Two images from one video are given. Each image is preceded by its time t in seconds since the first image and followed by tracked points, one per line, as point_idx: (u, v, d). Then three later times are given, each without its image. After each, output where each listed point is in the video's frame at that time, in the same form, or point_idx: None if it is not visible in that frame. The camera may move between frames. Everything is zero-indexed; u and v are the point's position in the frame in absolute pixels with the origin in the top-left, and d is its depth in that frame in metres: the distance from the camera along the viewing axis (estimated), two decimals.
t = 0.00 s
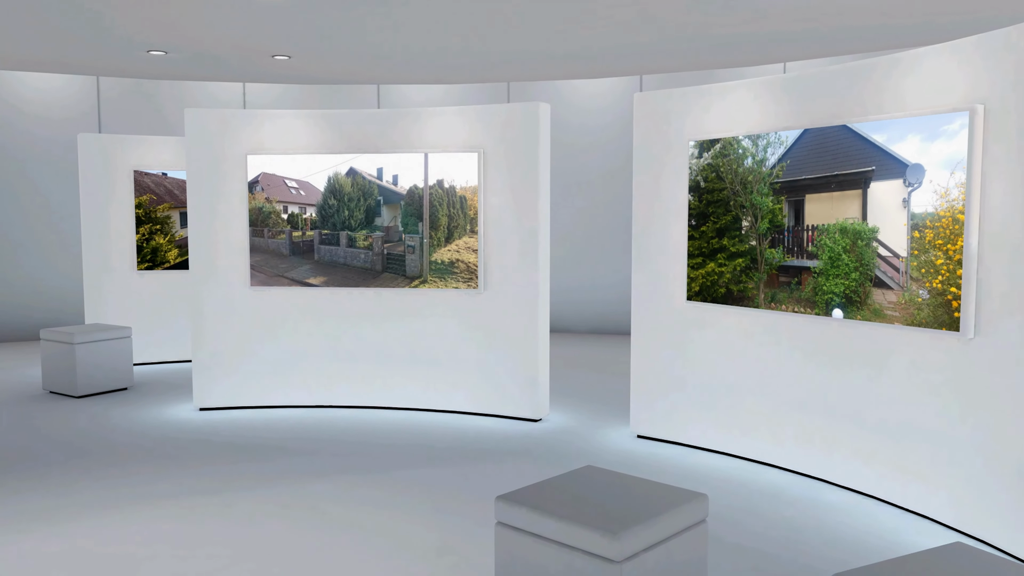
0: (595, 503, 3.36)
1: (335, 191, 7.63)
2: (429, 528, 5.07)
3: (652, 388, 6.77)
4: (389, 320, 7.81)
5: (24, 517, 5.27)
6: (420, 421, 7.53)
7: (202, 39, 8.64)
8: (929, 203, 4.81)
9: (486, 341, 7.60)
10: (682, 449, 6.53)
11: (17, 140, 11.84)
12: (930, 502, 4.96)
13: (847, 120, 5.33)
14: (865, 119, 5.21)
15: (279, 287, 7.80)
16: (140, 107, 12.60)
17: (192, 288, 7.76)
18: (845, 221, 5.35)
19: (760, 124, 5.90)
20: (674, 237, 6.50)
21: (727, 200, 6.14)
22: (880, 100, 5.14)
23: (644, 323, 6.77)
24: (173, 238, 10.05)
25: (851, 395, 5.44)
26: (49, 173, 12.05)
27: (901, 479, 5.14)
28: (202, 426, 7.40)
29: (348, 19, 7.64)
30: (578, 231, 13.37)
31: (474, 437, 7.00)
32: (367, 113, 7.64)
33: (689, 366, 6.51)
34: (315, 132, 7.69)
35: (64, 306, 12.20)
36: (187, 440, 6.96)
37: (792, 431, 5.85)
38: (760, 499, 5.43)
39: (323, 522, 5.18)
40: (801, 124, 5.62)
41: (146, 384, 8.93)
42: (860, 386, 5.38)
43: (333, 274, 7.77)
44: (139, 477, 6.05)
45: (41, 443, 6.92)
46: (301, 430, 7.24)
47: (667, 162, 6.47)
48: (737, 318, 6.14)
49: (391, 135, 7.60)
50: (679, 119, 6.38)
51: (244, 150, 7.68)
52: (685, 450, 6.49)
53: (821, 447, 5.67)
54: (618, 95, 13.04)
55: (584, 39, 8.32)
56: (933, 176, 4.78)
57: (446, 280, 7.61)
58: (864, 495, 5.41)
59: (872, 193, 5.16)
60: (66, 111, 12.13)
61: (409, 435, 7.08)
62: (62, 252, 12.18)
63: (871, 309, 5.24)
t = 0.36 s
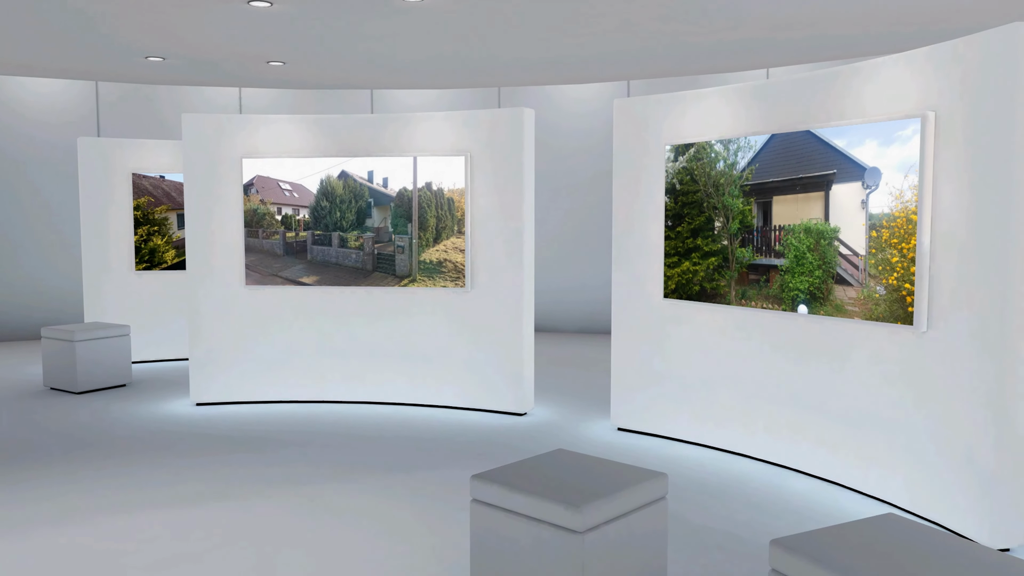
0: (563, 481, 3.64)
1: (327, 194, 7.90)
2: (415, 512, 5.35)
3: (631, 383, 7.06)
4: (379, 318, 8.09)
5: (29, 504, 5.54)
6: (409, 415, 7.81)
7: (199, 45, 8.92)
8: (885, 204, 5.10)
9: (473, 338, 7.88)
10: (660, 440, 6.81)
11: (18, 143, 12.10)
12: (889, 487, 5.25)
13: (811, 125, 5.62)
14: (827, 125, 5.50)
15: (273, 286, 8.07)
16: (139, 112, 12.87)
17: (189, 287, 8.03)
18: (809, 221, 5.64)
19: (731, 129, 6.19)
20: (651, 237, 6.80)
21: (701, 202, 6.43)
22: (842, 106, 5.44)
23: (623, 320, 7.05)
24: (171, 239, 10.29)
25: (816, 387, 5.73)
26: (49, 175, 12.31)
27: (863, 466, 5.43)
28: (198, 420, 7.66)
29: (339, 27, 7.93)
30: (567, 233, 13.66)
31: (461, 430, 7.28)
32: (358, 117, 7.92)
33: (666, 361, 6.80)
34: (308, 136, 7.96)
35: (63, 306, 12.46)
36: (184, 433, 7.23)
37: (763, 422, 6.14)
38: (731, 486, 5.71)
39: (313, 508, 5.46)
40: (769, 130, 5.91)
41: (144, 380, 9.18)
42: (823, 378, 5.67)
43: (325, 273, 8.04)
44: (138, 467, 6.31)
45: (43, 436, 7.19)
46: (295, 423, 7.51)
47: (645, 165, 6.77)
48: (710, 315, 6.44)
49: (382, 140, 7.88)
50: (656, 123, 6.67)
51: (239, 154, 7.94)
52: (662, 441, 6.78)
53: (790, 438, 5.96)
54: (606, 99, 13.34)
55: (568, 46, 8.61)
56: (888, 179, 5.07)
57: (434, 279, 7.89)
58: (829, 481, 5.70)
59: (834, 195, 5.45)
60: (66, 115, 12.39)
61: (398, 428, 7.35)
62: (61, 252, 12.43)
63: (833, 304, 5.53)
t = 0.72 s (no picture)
0: (543, 457, 4.00)
1: (323, 196, 8.23)
2: (408, 495, 5.68)
3: (614, 376, 7.42)
4: (373, 316, 8.42)
5: (42, 489, 5.86)
6: (402, 408, 8.14)
7: (199, 53, 9.25)
8: (846, 206, 5.48)
9: (463, 334, 8.22)
10: (640, 431, 7.17)
11: (19, 148, 12.40)
12: (851, 470, 5.61)
13: (779, 132, 5.99)
14: (794, 132, 5.87)
15: (270, 285, 8.39)
16: (137, 117, 13.19)
17: (190, 286, 8.35)
18: (778, 222, 6.01)
19: (706, 136, 6.56)
20: (632, 238, 7.16)
21: (678, 204, 6.79)
22: (808, 114, 5.82)
23: (606, 316, 7.42)
24: (170, 240, 10.57)
25: (785, 377, 6.10)
26: (49, 179, 12.61)
27: (827, 452, 5.80)
28: (199, 413, 7.98)
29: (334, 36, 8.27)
30: (556, 235, 14.02)
31: (451, 422, 7.62)
32: (353, 123, 8.25)
33: (646, 355, 7.16)
34: (304, 141, 8.29)
35: (63, 307, 12.74)
36: (186, 425, 7.54)
37: (736, 412, 6.51)
38: (705, 471, 6.07)
39: (311, 492, 5.79)
40: (741, 136, 6.28)
41: (144, 377, 9.48)
42: (792, 369, 6.04)
43: (321, 272, 8.36)
44: (142, 456, 6.62)
45: (50, 428, 7.49)
46: (292, 416, 7.83)
47: (626, 169, 7.14)
48: (687, 310, 6.80)
49: (375, 145, 8.22)
50: (636, 129, 7.04)
51: (238, 158, 8.27)
52: (643, 431, 7.13)
53: (761, 426, 6.33)
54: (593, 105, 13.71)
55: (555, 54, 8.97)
56: (849, 183, 5.45)
57: (426, 278, 8.22)
58: (797, 466, 6.07)
59: (800, 197, 5.82)
60: (66, 120, 12.69)
61: (391, 420, 7.68)
62: (61, 254, 12.72)
63: (800, 300, 5.90)
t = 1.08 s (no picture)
0: (539, 438, 4.34)
1: (321, 199, 8.54)
2: (407, 480, 6.00)
3: (601, 370, 7.77)
4: (369, 314, 8.73)
5: (56, 477, 6.12)
6: (397, 403, 8.45)
7: (198, 60, 9.54)
8: (818, 207, 5.87)
9: (456, 332, 8.55)
10: (627, 422, 7.53)
11: (16, 152, 12.60)
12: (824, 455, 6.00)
13: (756, 138, 6.38)
14: (770, 138, 6.26)
15: (270, 285, 8.67)
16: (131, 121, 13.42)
17: (191, 286, 8.62)
18: (755, 223, 6.39)
19: (688, 141, 6.94)
20: (618, 238, 7.54)
21: (662, 206, 7.16)
22: (783, 122, 6.21)
23: (594, 313, 7.78)
24: (167, 242, 10.89)
25: (763, 369, 6.48)
26: (45, 182, 12.81)
27: (802, 438, 6.18)
28: (201, 408, 8.24)
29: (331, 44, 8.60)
30: (543, 238, 14.38)
31: (446, 415, 7.93)
32: (350, 129, 8.57)
33: (632, 350, 7.52)
34: (303, 146, 8.60)
35: (59, 307, 12.94)
36: (189, 419, 7.81)
37: (717, 403, 6.88)
38: (688, 457, 6.44)
39: (315, 478, 6.09)
40: (721, 142, 6.67)
41: (144, 375, 9.71)
42: (769, 362, 6.42)
43: (319, 272, 8.67)
44: (150, 447, 6.89)
45: (56, 422, 7.73)
46: (291, 411, 8.12)
47: (613, 173, 7.52)
48: (670, 307, 7.18)
49: (371, 149, 8.54)
50: (622, 135, 7.42)
51: (238, 161, 8.56)
52: (629, 422, 7.49)
53: (741, 415, 6.71)
54: (578, 111, 14.10)
55: (543, 63, 9.33)
56: (821, 186, 5.84)
57: (420, 278, 8.55)
58: (773, 453, 6.45)
59: (775, 200, 6.21)
60: (62, 124, 12.91)
61: (388, 413, 7.99)
62: (57, 256, 12.91)
63: (776, 296, 6.28)
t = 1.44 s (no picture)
0: (543, 421, 4.67)
1: (320, 201, 8.83)
2: (411, 467, 6.31)
3: (592, 365, 8.13)
4: (367, 313, 9.02)
5: (73, 468, 6.36)
6: (394, 398, 8.75)
7: (197, 66, 9.78)
8: (798, 209, 6.28)
9: (452, 329, 8.86)
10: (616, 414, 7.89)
11: (9, 155, 12.74)
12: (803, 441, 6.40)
13: (739, 144, 6.77)
14: (752, 144, 6.66)
15: (270, 284, 8.94)
16: (124, 126, 13.59)
17: (193, 285, 8.86)
18: (738, 224, 6.79)
19: (674, 147, 7.33)
20: (608, 239, 7.91)
21: (650, 208, 7.53)
22: (764, 129, 6.60)
23: (585, 311, 8.14)
24: (163, 244, 11.10)
25: (746, 361, 6.87)
26: (39, 185, 12.96)
27: (783, 426, 6.58)
28: (204, 404, 8.48)
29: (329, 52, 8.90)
30: (530, 240, 14.73)
31: (443, 409, 8.25)
32: (348, 133, 8.87)
33: (621, 345, 7.89)
34: (302, 150, 8.88)
35: (52, 309, 13.09)
36: (194, 414, 8.06)
37: (703, 394, 7.27)
38: (676, 445, 6.81)
39: (323, 466, 6.39)
40: (705, 147, 7.05)
41: (144, 373, 9.92)
42: (751, 354, 6.81)
43: (318, 272, 8.95)
44: (158, 440, 7.13)
45: (63, 417, 7.94)
46: (292, 406, 8.39)
47: (602, 177, 7.89)
48: (658, 304, 7.55)
49: (368, 154, 8.84)
50: (611, 141, 7.79)
51: (239, 165, 8.82)
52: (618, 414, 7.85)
53: (725, 406, 7.09)
54: (563, 117, 14.48)
55: (532, 71, 9.69)
56: (800, 189, 6.25)
57: (416, 277, 8.86)
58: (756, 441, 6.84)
59: (757, 202, 6.60)
60: (55, 127, 13.06)
61: (387, 408, 8.29)
62: (50, 258, 13.06)
63: (758, 292, 6.67)
